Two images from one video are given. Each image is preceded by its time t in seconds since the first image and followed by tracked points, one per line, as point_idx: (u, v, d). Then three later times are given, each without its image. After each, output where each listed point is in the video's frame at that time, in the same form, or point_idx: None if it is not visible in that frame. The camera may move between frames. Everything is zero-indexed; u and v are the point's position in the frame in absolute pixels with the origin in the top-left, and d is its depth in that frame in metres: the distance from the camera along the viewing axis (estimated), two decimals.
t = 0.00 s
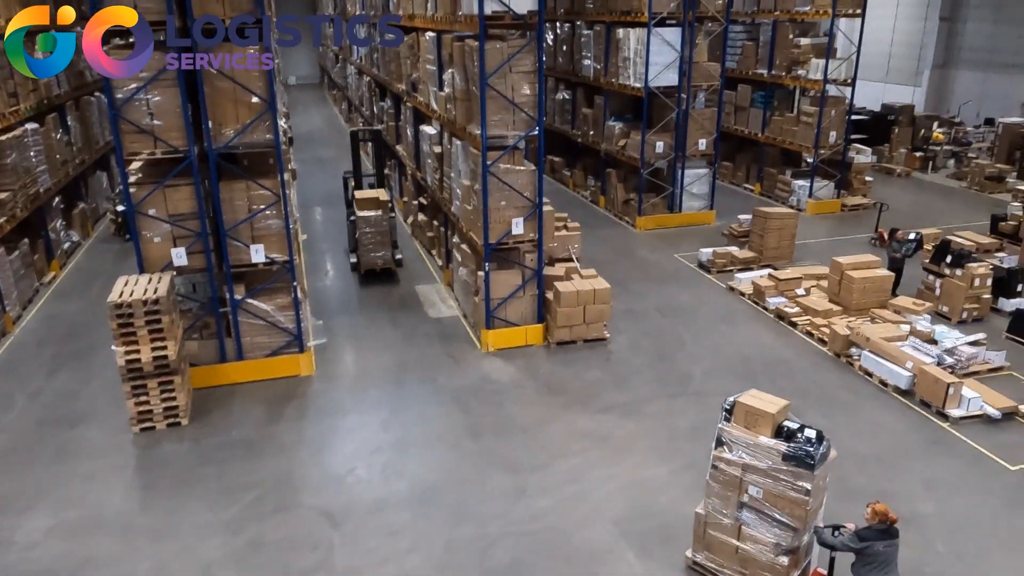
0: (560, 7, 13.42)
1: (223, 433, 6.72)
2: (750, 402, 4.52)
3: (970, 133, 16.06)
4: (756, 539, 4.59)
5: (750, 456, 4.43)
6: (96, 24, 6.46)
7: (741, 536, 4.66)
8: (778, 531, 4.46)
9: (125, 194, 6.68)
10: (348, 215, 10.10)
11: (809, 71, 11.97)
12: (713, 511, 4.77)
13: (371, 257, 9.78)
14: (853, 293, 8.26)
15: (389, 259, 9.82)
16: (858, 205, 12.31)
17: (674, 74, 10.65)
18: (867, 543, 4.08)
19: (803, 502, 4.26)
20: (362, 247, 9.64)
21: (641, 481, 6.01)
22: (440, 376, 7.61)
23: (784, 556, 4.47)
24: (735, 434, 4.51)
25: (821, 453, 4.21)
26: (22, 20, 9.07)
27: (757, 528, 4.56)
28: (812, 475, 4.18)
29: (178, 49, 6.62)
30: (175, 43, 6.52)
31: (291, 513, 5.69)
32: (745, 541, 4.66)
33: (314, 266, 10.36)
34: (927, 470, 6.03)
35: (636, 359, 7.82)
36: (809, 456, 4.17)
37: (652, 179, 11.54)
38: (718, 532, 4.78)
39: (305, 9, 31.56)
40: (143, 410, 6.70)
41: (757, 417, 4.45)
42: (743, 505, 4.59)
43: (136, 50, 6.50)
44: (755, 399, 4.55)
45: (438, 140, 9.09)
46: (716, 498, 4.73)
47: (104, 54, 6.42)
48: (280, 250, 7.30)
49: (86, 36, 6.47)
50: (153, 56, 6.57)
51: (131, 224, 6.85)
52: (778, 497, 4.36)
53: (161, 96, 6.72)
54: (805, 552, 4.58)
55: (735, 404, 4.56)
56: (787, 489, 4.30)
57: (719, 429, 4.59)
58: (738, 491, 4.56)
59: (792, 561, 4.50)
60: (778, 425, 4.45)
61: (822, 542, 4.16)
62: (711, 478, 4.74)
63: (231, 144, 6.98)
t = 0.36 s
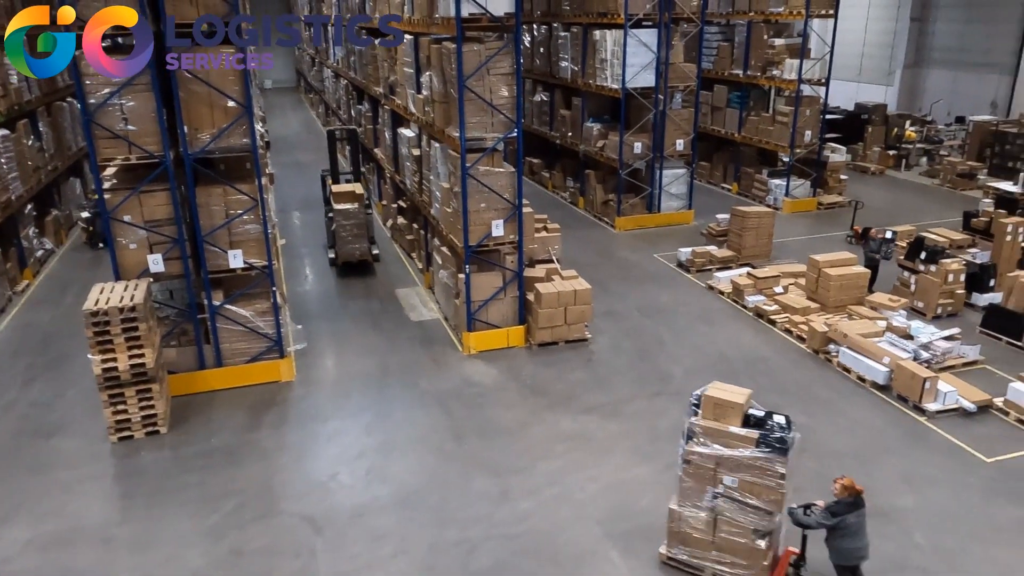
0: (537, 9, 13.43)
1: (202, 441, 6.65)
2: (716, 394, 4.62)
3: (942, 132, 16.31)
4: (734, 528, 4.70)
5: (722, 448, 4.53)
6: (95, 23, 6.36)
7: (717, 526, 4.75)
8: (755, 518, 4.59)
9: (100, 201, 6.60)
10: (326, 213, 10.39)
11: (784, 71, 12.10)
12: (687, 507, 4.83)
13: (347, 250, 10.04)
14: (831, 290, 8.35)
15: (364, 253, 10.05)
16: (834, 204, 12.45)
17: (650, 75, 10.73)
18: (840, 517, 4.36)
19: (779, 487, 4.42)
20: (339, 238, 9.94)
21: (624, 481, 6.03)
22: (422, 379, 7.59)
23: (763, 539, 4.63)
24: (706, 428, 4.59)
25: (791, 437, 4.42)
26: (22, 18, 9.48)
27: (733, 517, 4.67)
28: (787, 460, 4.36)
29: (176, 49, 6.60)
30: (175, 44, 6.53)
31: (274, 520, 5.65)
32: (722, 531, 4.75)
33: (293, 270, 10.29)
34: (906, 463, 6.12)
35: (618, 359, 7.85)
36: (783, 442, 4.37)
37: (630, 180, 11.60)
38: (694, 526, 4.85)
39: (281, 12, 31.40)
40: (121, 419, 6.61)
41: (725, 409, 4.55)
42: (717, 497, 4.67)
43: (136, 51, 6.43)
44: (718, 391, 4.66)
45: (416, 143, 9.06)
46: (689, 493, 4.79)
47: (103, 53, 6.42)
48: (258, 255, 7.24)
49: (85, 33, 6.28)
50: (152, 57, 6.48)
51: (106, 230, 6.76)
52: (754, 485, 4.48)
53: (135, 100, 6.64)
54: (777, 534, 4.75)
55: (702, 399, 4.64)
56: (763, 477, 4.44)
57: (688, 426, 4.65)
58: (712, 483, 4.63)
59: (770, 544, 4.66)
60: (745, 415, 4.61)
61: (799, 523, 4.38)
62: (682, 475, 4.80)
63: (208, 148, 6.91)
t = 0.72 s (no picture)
0: (504, 13, 13.45)
1: (167, 450, 6.54)
2: (667, 391, 4.77)
3: (901, 135, 16.69)
4: (691, 517, 4.89)
5: (679, 443, 4.70)
6: (95, 23, 6.27)
7: (676, 517, 4.92)
8: (711, 504, 4.82)
9: (59, 205, 6.46)
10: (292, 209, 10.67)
11: (748, 76, 12.29)
12: (645, 502, 4.94)
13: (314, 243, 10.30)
14: (795, 291, 8.50)
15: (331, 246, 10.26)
16: (797, 206, 12.67)
17: (617, 79, 10.85)
18: (793, 496, 4.64)
19: (735, 474, 4.66)
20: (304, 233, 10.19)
21: (593, 483, 6.06)
22: (392, 384, 7.55)
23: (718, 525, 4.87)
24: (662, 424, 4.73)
25: (741, 423, 4.71)
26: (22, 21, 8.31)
27: (691, 507, 4.86)
28: (741, 446, 4.62)
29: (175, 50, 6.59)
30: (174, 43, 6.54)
31: (242, 528, 5.58)
32: (679, 521, 4.93)
33: (260, 275, 10.18)
34: (869, 461, 6.24)
35: (587, 362, 7.89)
36: (737, 429, 4.64)
37: (599, 183, 11.68)
38: (651, 521, 4.97)
39: (246, 13, 31.04)
40: (82, 428, 6.47)
41: (679, 404, 4.72)
42: (675, 489, 4.85)
43: (136, 50, 6.44)
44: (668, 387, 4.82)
45: (384, 146, 9.02)
46: (646, 489, 4.90)
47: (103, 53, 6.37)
48: (224, 260, 7.16)
49: (85, 32, 6.23)
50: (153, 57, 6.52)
51: (65, 236, 6.62)
52: (712, 474, 4.70)
53: (95, 103, 6.51)
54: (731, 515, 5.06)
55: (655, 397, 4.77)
56: (720, 466, 4.67)
57: (645, 425, 4.75)
58: (670, 476, 4.80)
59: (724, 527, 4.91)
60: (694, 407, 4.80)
61: (754, 504, 4.67)
62: (637, 471, 4.90)
63: (171, 152, 6.81)
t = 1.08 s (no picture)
0: (481, 21, 13.49)
1: (142, 463, 6.45)
2: (627, 394, 4.80)
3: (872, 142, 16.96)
4: (658, 516, 4.94)
5: (644, 445, 4.73)
6: (95, 22, 6.21)
7: (643, 518, 4.95)
8: (677, 501, 4.90)
9: (30, 216, 6.36)
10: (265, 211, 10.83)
11: (723, 84, 12.43)
12: (613, 508, 4.94)
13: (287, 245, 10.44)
14: (771, 296, 8.60)
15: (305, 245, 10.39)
16: (773, 213, 12.81)
17: (594, 87, 10.92)
18: (755, 480, 4.81)
19: (699, 468, 4.79)
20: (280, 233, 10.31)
21: (573, 490, 6.07)
22: (371, 393, 7.52)
23: (683, 519, 4.95)
24: (626, 428, 4.73)
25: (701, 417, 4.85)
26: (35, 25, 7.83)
27: (659, 507, 4.91)
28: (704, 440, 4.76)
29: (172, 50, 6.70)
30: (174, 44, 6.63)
31: (218, 541, 5.51)
32: (647, 522, 4.96)
33: (236, 285, 10.11)
34: (844, 464, 6.31)
35: (566, 369, 7.91)
36: (699, 424, 4.77)
37: (576, 190, 11.74)
38: (619, 526, 4.98)
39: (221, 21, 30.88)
40: (54, 443, 6.36)
41: (639, 406, 4.75)
42: (642, 491, 4.88)
43: (135, 50, 6.49)
44: (626, 390, 4.83)
45: (361, 155, 9.00)
46: (614, 496, 4.89)
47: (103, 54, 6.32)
48: (199, 270, 7.09)
49: (85, 32, 6.16)
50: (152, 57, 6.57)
51: (36, 247, 6.52)
52: (678, 470, 4.79)
53: (67, 112, 6.42)
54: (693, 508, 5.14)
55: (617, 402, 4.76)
56: (685, 462, 4.77)
57: (609, 431, 4.74)
58: (635, 479, 4.82)
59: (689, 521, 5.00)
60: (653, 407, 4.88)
61: (717, 493, 4.81)
62: (602, 480, 4.87)
63: (145, 161, 6.73)
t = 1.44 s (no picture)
0: (463, 28, 13.51)
1: (123, 474, 6.37)
2: (594, 398, 4.79)
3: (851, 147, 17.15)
4: (632, 516, 4.99)
5: (616, 447, 4.76)
6: (95, 23, 6.22)
7: (617, 520, 4.98)
8: (649, 499, 4.96)
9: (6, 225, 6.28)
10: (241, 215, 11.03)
11: (704, 89, 12.53)
12: (588, 513, 4.93)
13: (270, 243, 10.69)
14: (753, 300, 8.66)
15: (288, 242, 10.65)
16: (754, 217, 12.92)
17: (576, 93, 11.02)
18: (719, 470, 4.91)
19: (668, 464, 4.85)
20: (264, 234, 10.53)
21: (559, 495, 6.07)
22: (355, 400, 7.49)
23: (653, 515, 5.03)
24: (597, 432, 4.73)
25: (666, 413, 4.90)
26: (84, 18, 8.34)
27: (632, 507, 4.95)
28: (671, 437, 4.81)
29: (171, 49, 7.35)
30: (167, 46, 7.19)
31: (201, 552, 5.46)
32: (621, 523, 4.99)
33: (218, 292, 10.03)
34: (827, 466, 6.37)
35: (551, 374, 7.92)
36: (666, 421, 4.82)
37: (559, 196, 11.78)
38: (595, 529, 4.98)
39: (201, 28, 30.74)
40: (32, 454, 6.27)
41: (608, 409, 4.76)
42: (616, 493, 4.90)
43: (135, 51, 6.40)
44: (592, 395, 4.83)
45: (343, 161, 8.98)
46: (589, 502, 4.88)
47: (103, 53, 6.33)
48: (180, 278, 7.03)
49: (85, 32, 6.17)
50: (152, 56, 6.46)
51: (13, 255, 6.44)
52: (648, 469, 4.84)
53: (45, 119, 6.35)
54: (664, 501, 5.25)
55: (586, 407, 4.74)
56: (656, 459, 4.83)
57: (582, 436, 4.72)
58: (610, 481, 4.84)
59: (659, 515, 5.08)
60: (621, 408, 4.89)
61: (683, 488, 4.93)
62: (576, 486, 4.86)
63: (124, 169, 6.66)
